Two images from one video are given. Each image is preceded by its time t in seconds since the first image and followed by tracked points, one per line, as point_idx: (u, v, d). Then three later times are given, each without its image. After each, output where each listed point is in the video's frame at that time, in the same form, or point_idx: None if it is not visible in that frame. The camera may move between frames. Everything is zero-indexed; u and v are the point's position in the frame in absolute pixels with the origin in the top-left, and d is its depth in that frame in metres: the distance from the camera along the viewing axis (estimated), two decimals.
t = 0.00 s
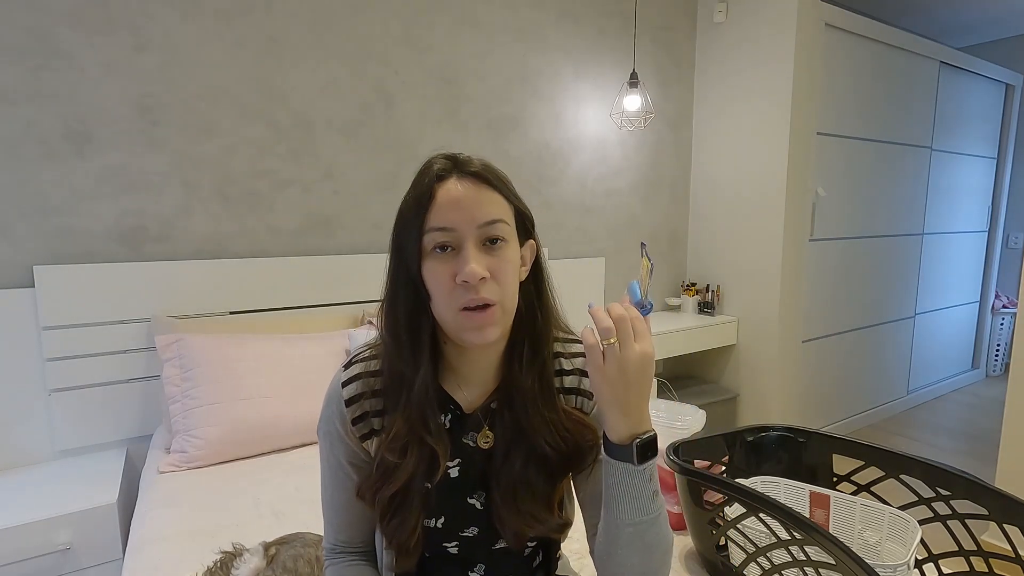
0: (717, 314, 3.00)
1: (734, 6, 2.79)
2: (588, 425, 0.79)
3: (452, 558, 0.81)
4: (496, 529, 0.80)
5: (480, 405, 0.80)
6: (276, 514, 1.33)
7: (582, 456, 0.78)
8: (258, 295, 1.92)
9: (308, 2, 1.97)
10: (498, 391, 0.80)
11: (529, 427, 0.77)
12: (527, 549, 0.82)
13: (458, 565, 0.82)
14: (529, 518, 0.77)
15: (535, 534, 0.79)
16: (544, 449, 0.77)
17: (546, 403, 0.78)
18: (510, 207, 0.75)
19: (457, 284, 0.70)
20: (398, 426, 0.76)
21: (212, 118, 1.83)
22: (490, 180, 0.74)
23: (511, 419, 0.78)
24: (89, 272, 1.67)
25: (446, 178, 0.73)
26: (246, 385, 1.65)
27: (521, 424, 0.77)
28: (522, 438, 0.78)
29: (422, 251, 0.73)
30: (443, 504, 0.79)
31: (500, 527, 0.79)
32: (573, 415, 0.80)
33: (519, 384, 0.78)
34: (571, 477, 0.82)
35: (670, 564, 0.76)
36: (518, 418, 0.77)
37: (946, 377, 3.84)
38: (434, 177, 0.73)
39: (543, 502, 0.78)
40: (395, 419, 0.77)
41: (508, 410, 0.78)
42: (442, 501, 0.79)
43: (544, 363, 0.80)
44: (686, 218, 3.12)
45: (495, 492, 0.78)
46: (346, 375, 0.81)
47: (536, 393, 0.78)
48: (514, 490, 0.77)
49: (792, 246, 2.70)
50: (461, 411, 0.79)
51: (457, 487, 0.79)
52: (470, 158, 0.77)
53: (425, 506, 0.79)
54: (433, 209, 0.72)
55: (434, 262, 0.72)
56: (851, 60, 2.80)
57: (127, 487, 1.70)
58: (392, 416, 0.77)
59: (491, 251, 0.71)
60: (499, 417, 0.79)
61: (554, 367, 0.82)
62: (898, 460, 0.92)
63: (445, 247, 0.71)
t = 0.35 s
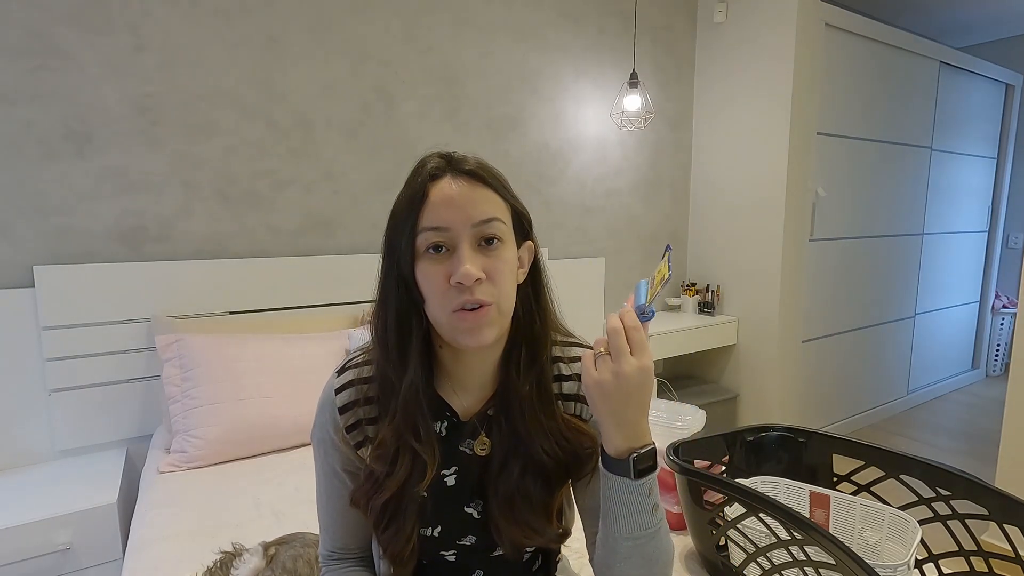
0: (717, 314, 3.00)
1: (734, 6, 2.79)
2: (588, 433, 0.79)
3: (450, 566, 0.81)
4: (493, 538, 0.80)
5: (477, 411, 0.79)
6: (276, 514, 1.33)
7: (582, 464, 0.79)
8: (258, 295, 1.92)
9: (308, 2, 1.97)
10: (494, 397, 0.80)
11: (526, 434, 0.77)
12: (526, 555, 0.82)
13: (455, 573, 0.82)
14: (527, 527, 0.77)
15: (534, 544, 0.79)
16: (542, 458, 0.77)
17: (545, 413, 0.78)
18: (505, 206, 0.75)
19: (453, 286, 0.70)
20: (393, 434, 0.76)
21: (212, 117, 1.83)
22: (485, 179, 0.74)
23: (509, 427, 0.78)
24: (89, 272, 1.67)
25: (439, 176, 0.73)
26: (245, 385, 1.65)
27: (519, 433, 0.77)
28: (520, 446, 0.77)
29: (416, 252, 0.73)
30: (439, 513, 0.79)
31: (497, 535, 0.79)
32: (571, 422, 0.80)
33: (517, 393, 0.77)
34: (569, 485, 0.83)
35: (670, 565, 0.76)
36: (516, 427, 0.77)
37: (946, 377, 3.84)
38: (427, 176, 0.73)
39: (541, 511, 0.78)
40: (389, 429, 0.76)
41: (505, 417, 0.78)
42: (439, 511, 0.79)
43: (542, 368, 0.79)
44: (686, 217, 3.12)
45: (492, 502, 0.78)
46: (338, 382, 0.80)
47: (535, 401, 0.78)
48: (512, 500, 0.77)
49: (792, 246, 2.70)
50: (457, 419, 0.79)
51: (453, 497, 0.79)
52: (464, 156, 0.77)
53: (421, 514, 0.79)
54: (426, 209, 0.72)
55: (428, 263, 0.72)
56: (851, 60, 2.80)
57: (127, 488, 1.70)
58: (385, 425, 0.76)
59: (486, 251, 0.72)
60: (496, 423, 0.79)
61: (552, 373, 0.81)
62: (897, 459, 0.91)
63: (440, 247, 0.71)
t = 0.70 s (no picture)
0: (717, 314, 3.00)
1: (734, 6, 2.79)
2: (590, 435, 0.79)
3: (453, 569, 0.82)
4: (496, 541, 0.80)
5: (482, 415, 0.79)
6: (276, 514, 1.33)
7: (585, 469, 0.79)
8: (258, 295, 1.92)
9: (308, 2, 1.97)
10: (499, 401, 0.80)
11: (531, 439, 0.77)
12: (529, 560, 0.83)
13: None
14: (531, 532, 0.77)
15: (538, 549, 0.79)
16: (546, 462, 0.77)
17: (550, 418, 0.78)
18: (510, 209, 0.75)
19: (463, 295, 0.69)
20: (397, 442, 0.75)
21: (212, 117, 1.83)
22: (490, 183, 0.74)
23: (513, 432, 0.78)
24: (89, 272, 1.67)
25: (444, 181, 0.72)
26: (246, 386, 1.65)
27: (524, 437, 0.77)
28: (524, 451, 0.77)
29: (423, 259, 0.73)
30: (443, 518, 0.79)
31: (501, 540, 0.79)
32: (576, 426, 0.79)
33: (521, 397, 0.77)
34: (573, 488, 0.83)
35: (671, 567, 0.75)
36: (521, 431, 0.77)
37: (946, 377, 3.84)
38: (432, 180, 0.72)
39: (546, 516, 0.78)
40: (394, 437, 0.76)
41: (510, 421, 0.78)
42: (443, 516, 0.79)
43: (546, 371, 0.79)
44: (686, 217, 3.12)
45: (495, 506, 0.78)
46: (340, 387, 0.80)
47: (539, 405, 0.78)
48: (516, 504, 0.77)
49: (792, 246, 2.70)
50: (461, 423, 0.79)
51: (457, 502, 0.79)
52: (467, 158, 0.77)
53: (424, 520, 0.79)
54: (432, 215, 0.71)
55: (436, 270, 0.71)
56: (851, 60, 2.80)
57: (127, 488, 1.70)
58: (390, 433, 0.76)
59: (495, 258, 0.71)
60: (501, 428, 0.78)
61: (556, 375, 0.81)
62: (898, 459, 0.91)
63: (448, 255, 0.71)
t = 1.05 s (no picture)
0: (717, 314, 3.00)
1: (734, 6, 2.79)
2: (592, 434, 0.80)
3: (455, 570, 0.82)
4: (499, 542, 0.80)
5: (486, 417, 0.79)
6: (276, 514, 1.33)
7: (587, 471, 0.80)
8: (258, 295, 1.92)
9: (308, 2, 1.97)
10: (502, 402, 0.80)
11: (534, 439, 0.77)
12: (532, 562, 0.83)
13: None
14: (535, 532, 0.77)
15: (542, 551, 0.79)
16: (549, 462, 0.77)
17: (552, 417, 0.79)
18: (517, 217, 0.74)
19: (473, 309, 0.69)
20: (402, 446, 0.75)
21: (212, 117, 1.83)
22: (498, 191, 0.73)
23: (516, 432, 0.78)
24: (89, 272, 1.67)
25: (451, 189, 0.71)
26: (247, 386, 1.65)
27: (528, 438, 0.77)
28: (528, 452, 0.78)
29: (430, 270, 0.72)
30: (446, 518, 0.79)
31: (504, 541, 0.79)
32: (579, 424, 0.81)
33: (524, 396, 0.78)
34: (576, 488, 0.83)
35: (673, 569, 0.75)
36: (525, 432, 0.77)
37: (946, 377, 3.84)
38: (438, 189, 0.71)
39: (550, 516, 0.79)
40: (399, 441, 0.76)
41: (513, 421, 0.78)
42: (447, 517, 0.79)
43: (549, 371, 0.80)
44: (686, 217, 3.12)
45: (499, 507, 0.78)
46: (344, 387, 0.80)
47: (542, 405, 0.78)
48: (519, 505, 0.77)
49: (792, 246, 2.70)
50: (465, 424, 0.79)
51: (461, 502, 0.79)
52: (473, 163, 0.76)
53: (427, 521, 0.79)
54: (440, 226, 0.70)
55: (445, 283, 0.71)
56: (851, 60, 2.80)
57: (127, 488, 1.70)
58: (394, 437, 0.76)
59: (503, 270, 0.71)
60: (505, 428, 0.79)
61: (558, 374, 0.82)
62: (898, 459, 0.91)
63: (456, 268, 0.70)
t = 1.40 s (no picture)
0: (717, 314, 3.00)
1: (734, 6, 2.79)
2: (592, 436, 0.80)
3: (455, 569, 0.82)
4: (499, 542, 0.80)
5: (485, 416, 0.79)
6: (276, 514, 1.33)
7: (587, 470, 0.80)
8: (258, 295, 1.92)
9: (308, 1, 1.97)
10: (501, 401, 0.80)
11: (534, 438, 0.77)
12: (531, 562, 0.83)
13: None
14: (533, 532, 0.77)
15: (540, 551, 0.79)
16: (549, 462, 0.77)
17: (552, 418, 0.79)
18: (516, 216, 0.74)
19: (469, 307, 0.69)
20: (400, 444, 0.75)
21: (212, 117, 1.83)
22: (496, 190, 0.73)
23: (516, 432, 0.78)
24: (89, 272, 1.67)
25: (449, 187, 0.71)
26: (247, 386, 1.65)
27: (527, 437, 0.78)
28: (528, 452, 0.78)
29: (427, 268, 0.72)
30: (445, 518, 0.79)
31: (503, 542, 0.79)
32: (578, 425, 0.81)
33: (524, 396, 0.78)
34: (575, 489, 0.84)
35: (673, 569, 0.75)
36: (524, 432, 0.77)
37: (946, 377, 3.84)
38: (436, 187, 0.71)
39: (549, 516, 0.79)
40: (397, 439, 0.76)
41: (513, 420, 0.78)
42: (446, 516, 0.79)
43: (549, 371, 0.80)
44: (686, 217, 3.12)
45: (498, 506, 0.78)
46: (343, 385, 0.80)
47: (542, 405, 0.78)
48: (519, 504, 0.77)
49: (792, 246, 2.70)
50: (464, 423, 0.79)
51: (460, 502, 0.79)
52: (472, 161, 0.76)
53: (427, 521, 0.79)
54: (438, 224, 0.70)
55: (441, 281, 0.71)
56: (851, 60, 2.80)
57: (127, 487, 1.70)
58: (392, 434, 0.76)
59: (500, 268, 0.71)
60: (504, 428, 0.79)
61: (558, 374, 0.82)
62: (898, 459, 0.91)
63: (453, 265, 0.70)
